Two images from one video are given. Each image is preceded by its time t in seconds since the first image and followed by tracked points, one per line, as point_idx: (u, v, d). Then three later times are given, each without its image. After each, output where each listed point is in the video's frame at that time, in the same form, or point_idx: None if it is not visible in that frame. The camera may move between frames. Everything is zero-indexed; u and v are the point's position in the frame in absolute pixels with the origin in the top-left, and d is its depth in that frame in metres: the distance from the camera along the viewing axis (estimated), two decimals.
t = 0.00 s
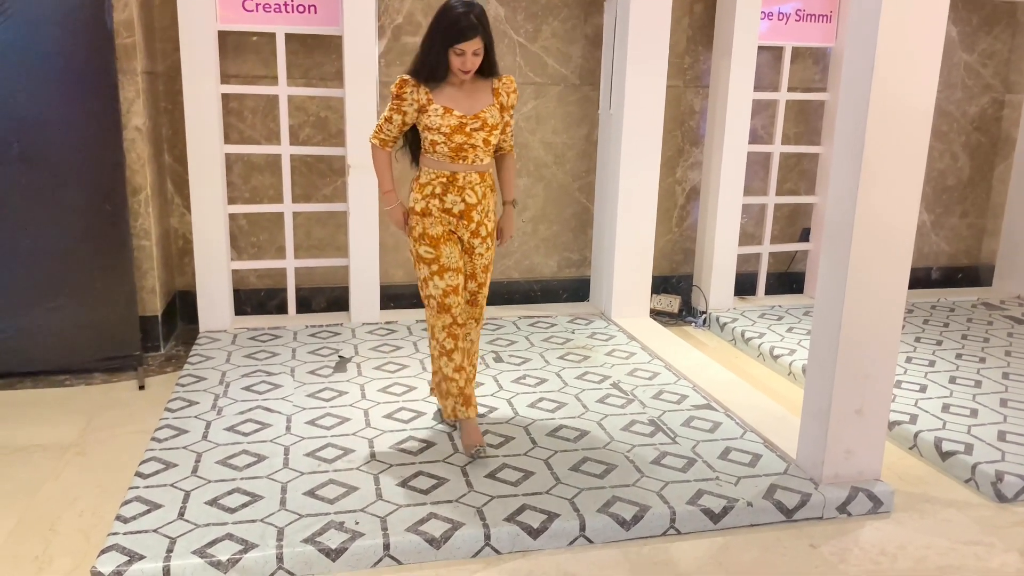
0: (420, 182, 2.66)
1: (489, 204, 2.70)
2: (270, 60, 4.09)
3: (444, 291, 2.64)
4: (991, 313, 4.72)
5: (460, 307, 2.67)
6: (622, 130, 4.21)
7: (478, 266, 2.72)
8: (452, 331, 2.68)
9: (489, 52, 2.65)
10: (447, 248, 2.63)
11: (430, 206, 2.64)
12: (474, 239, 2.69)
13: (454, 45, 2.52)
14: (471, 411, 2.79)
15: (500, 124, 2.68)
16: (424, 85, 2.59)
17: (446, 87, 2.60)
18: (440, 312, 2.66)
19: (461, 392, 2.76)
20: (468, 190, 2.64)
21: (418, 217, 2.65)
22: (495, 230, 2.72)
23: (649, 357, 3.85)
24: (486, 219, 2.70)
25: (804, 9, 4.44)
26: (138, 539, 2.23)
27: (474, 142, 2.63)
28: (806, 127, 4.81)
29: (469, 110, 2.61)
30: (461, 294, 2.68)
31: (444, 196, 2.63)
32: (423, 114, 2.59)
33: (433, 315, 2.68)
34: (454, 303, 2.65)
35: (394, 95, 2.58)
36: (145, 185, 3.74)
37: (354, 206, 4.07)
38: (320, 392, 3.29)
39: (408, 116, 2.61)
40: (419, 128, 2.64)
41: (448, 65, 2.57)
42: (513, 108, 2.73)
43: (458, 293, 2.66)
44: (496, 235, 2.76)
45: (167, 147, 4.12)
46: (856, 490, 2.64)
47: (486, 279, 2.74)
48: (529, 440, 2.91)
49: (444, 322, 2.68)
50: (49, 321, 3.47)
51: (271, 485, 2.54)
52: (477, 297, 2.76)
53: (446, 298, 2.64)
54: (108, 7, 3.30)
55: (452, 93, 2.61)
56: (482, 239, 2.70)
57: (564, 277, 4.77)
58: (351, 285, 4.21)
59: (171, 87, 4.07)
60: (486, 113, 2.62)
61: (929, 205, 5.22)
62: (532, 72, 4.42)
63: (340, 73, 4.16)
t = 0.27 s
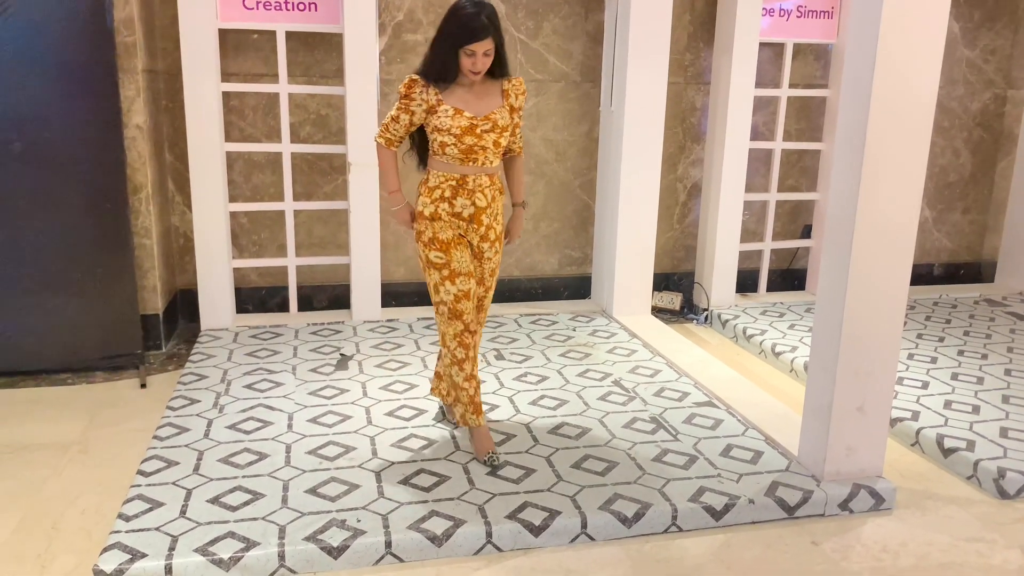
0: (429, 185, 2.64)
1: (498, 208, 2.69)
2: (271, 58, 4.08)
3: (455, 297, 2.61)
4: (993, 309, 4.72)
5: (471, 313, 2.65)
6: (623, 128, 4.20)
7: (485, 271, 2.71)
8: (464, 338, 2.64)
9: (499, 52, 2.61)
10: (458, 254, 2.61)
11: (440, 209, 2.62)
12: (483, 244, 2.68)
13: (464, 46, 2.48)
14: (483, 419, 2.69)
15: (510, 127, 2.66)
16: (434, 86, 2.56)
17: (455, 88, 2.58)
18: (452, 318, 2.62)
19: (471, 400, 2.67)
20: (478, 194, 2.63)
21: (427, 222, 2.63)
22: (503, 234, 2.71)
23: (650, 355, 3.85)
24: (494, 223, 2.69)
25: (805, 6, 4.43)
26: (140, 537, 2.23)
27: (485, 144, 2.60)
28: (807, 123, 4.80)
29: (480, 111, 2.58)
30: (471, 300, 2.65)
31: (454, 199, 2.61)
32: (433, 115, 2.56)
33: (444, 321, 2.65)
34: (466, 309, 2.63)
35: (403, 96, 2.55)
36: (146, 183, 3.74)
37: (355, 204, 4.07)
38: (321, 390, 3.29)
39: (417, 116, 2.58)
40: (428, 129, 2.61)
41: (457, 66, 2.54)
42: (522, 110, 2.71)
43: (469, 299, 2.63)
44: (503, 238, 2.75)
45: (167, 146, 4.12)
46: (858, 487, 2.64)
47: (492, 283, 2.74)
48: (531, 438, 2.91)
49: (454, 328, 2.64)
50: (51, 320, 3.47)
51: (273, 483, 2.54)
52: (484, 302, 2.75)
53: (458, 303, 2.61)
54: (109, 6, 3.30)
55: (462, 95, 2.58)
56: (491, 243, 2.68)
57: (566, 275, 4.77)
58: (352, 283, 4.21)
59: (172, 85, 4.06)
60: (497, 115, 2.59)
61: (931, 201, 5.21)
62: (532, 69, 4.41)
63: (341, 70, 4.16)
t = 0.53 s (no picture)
0: (440, 180, 2.62)
1: (508, 204, 2.68)
2: (271, 54, 4.08)
3: (462, 297, 2.60)
4: (995, 304, 4.71)
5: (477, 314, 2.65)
6: (623, 123, 4.19)
7: (493, 271, 2.71)
8: (469, 338, 2.64)
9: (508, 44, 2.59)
10: (467, 253, 2.60)
11: (451, 206, 2.60)
12: (493, 242, 2.67)
13: (473, 39, 2.48)
14: (486, 416, 2.70)
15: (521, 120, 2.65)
16: (443, 80, 2.55)
17: (465, 82, 2.57)
18: (457, 318, 2.61)
19: (474, 400, 2.67)
20: (489, 190, 2.62)
21: (437, 218, 2.61)
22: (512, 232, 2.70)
23: (651, 351, 3.84)
24: (504, 220, 2.69)
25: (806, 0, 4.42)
26: (141, 534, 2.23)
27: (497, 137, 2.59)
28: (809, 119, 4.79)
29: (492, 103, 2.57)
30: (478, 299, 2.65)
31: (466, 195, 2.60)
32: (444, 109, 2.55)
33: (449, 320, 2.63)
34: (472, 310, 2.62)
35: (412, 90, 2.54)
36: (146, 180, 3.74)
37: (355, 200, 4.07)
38: (322, 386, 3.30)
39: (426, 110, 2.57)
40: (438, 124, 2.60)
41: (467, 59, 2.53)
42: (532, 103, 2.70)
43: (475, 299, 2.62)
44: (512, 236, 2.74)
45: (168, 142, 4.12)
46: (858, 482, 2.64)
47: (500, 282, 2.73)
48: (531, 434, 2.91)
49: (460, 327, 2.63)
50: (52, 317, 3.47)
51: (273, 479, 2.54)
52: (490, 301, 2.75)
53: (465, 303, 2.60)
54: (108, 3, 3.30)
55: (472, 88, 2.57)
56: (499, 242, 2.68)
57: (566, 271, 4.77)
58: (353, 279, 4.21)
59: (172, 82, 4.06)
60: (509, 107, 2.58)
61: (933, 196, 5.20)
62: (533, 64, 4.40)
63: (341, 66, 4.15)
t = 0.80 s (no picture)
0: (447, 178, 2.57)
1: (515, 203, 2.65)
2: (269, 50, 4.07)
3: (465, 299, 2.55)
4: (994, 299, 4.71)
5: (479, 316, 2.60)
6: (622, 119, 4.19)
7: (506, 271, 2.66)
8: (471, 340, 2.58)
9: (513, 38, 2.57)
10: (473, 254, 2.55)
11: (458, 204, 2.55)
12: (502, 241, 2.63)
13: (479, 34, 2.43)
14: (481, 416, 2.67)
15: (528, 116, 2.62)
16: (450, 75, 2.50)
17: (471, 77, 2.52)
18: (458, 319, 2.55)
19: (473, 400, 2.63)
20: (497, 188, 2.58)
21: (444, 217, 2.55)
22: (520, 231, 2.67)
23: (649, 346, 3.85)
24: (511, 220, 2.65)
25: None
26: (140, 529, 2.23)
27: (506, 134, 2.55)
28: (808, 114, 4.79)
29: (499, 99, 2.53)
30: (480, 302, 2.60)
31: (474, 193, 2.55)
32: (451, 104, 2.50)
33: (449, 322, 2.57)
34: (474, 312, 2.57)
35: (417, 85, 2.49)
36: (144, 176, 3.74)
37: (353, 195, 4.07)
38: (320, 382, 3.30)
39: (431, 106, 2.52)
40: (444, 120, 2.54)
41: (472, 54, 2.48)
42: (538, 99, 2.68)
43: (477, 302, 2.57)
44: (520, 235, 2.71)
45: (166, 138, 4.12)
46: (856, 477, 2.64)
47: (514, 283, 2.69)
48: (530, 429, 2.91)
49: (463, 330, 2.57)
50: (51, 313, 3.47)
51: (272, 475, 2.55)
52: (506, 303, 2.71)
53: (467, 305, 2.55)
54: None
55: (479, 83, 2.52)
56: (509, 242, 2.64)
57: (565, 266, 4.77)
58: (352, 275, 4.21)
59: (170, 78, 4.06)
60: (516, 102, 2.55)
61: (932, 191, 5.20)
62: (531, 59, 4.40)
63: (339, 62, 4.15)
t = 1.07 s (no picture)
0: (449, 175, 2.53)
1: (519, 199, 2.61)
2: (266, 45, 4.07)
3: (464, 297, 2.54)
4: (991, 294, 4.71)
5: (477, 316, 2.58)
6: (620, 114, 4.19)
7: (516, 263, 2.62)
8: (468, 340, 2.56)
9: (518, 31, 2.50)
10: (472, 253, 2.52)
11: (459, 202, 2.51)
12: (507, 236, 2.60)
13: (485, 28, 2.37)
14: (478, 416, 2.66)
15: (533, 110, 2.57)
16: (453, 69, 2.43)
17: (475, 71, 2.45)
18: (454, 319, 2.54)
19: (461, 403, 2.61)
20: (500, 184, 2.55)
21: (444, 215, 2.52)
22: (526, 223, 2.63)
23: (646, 341, 3.85)
24: (516, 214, 2.61)
25: None
26: (136, 524, 2.24)
27: (510, 129, 2.50)
28: (806, 109, 4.79)
29: (504, 93, 2.46)
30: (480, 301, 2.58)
31: (476, 191, 2.52)
32: (454, 100, 2.44)
33: (446, 321, 2.56)
34: (471, 313, 2.55)
35: (419, 80, 2.42)
36: (141, 171, 3.74)
37: (350, 191, 4.07)
38: (318, 377, 3.30)
39: (434, 101, 2.45)
40: (447, 116, 2.48)
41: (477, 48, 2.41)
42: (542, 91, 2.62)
43: (476, 302, 2.55)
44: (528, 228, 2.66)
45: (163, 134, 4.12)
46: (852, 471, 2.65)
47: (527, 275, 2.64)
48: (526, 424, 2.92)
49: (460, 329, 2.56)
50: (48, 309, 3.48)
51: (269, 470, 2.55)
52: (522, 297, 2.65)
53: (465, 304, 2.53)
54: None
55: (485, 77, 2.46)
56: (515, 234, 2.60)
57: (563, 262, 4.77)
58: (349, 271, 4.21)
59: (167, 73, 4.05)
60: (521, 97, 2.49)
61: (930, 186, 5.20)
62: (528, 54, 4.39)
63: (336, 57, 4.14)
